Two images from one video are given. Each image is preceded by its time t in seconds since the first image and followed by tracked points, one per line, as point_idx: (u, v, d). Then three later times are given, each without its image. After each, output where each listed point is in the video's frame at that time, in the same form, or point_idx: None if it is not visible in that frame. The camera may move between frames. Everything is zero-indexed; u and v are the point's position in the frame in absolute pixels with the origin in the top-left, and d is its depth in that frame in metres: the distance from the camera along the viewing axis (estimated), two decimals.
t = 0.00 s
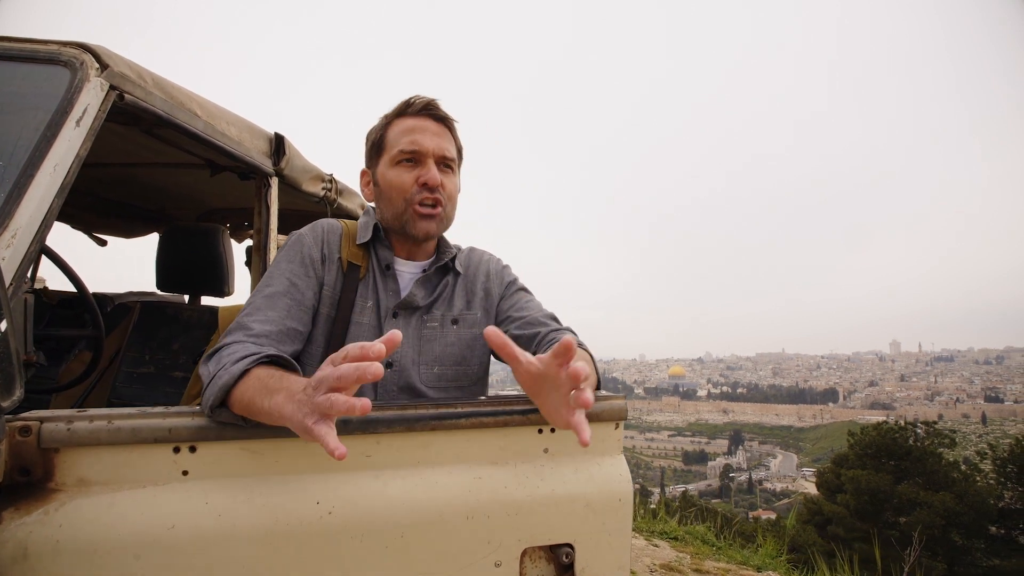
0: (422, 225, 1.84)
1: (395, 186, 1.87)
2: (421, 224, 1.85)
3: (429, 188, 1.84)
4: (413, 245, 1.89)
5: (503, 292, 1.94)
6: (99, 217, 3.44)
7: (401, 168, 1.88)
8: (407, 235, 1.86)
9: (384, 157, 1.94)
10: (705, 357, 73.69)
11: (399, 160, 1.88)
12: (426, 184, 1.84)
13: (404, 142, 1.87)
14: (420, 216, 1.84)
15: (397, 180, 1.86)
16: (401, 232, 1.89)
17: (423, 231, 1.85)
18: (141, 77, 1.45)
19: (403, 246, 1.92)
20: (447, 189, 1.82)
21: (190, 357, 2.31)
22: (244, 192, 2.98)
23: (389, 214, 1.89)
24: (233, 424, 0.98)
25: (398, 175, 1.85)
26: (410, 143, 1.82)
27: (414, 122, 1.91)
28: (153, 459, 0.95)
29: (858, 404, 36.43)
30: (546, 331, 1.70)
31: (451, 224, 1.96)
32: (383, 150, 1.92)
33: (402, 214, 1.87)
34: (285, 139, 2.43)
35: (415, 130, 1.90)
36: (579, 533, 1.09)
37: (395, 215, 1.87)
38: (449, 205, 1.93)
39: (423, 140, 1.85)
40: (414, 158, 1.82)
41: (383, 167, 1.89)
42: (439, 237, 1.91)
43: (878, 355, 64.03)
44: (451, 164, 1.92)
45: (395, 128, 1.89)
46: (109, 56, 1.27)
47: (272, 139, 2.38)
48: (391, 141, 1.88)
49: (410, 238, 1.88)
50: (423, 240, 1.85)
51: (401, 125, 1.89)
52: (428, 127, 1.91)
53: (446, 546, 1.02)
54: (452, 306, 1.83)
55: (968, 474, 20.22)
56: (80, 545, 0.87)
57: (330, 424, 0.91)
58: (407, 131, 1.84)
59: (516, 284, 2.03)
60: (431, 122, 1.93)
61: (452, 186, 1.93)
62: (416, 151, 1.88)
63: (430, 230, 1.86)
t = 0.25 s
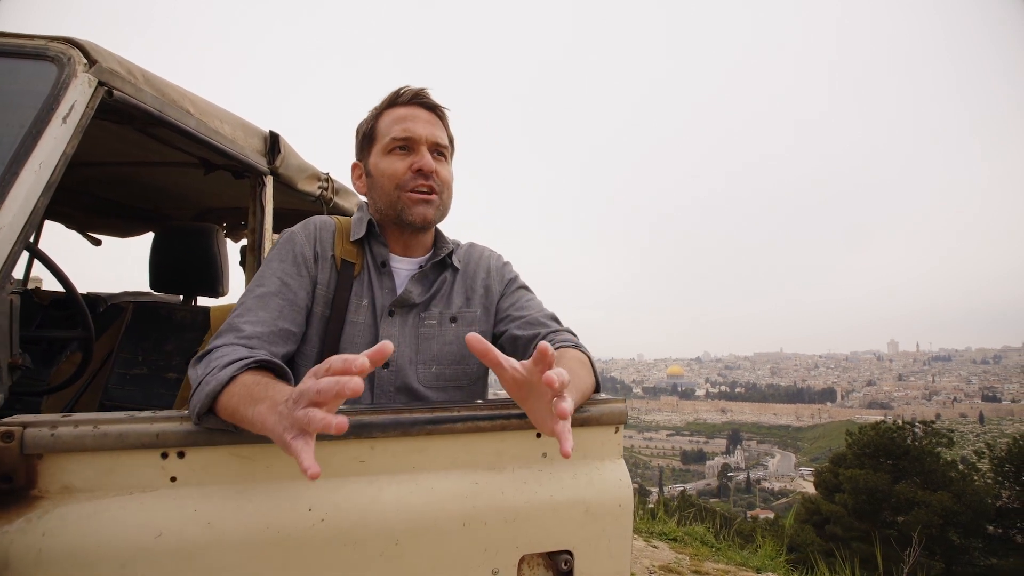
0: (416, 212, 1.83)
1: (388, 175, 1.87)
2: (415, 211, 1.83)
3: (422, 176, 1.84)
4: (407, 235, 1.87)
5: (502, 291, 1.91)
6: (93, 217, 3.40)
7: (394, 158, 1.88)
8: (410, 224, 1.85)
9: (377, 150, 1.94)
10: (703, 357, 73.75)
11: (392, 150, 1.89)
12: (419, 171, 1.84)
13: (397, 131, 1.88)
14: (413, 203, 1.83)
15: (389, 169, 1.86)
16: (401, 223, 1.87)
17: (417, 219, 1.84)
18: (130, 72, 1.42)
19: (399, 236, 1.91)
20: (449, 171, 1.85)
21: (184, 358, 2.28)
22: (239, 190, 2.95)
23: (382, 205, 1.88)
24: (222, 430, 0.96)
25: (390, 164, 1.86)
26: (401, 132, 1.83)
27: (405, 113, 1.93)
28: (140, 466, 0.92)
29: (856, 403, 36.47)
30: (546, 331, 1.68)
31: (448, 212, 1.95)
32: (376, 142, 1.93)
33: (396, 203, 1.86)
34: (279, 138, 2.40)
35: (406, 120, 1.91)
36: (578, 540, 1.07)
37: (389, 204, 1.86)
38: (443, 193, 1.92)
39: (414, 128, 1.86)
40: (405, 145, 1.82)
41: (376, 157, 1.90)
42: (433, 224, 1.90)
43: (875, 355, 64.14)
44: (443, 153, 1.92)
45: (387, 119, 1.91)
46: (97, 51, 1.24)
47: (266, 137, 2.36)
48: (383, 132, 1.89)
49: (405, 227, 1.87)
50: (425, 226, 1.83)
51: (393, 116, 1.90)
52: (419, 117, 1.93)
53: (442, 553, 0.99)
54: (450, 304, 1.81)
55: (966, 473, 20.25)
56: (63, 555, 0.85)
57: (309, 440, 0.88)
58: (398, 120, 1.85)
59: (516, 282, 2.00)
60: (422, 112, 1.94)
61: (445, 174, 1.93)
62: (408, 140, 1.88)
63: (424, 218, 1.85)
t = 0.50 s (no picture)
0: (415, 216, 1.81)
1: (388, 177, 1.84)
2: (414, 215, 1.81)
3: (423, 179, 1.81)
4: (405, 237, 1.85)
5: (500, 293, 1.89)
6: (86, 217, 3.36)
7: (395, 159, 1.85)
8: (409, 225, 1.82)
9: (377, 150, 1.91)
10: (702, 357, 73.79)
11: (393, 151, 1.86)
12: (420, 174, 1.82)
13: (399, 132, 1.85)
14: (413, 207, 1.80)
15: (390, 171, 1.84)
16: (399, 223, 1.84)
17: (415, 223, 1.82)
18: (118, 69, 1.39)
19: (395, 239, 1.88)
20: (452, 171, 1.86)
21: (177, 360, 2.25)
22: (234, 190, 2.92)
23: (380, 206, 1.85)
24: (208, 434, 0.94)
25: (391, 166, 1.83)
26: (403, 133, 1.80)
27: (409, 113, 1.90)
28: (125, 473, 0.89)
29: (854, 403, 36.51)
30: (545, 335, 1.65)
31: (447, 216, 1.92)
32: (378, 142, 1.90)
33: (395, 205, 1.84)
34: (273, 136, 2.38)
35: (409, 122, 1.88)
36: (577, 548, 1.04)
37: (388, 206, 1.83)
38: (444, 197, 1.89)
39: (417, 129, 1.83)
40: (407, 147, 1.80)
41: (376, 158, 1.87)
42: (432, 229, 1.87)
43: (873, 355, 64.23)
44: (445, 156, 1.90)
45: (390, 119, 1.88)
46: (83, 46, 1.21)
47: (260, 137, 2.33)
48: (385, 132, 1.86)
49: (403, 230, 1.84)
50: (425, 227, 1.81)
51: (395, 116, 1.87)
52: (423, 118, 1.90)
53: (437, 563, 0.96)
54: (448, 308, 1.78)
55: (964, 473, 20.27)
56: (43, 566, 0.81)
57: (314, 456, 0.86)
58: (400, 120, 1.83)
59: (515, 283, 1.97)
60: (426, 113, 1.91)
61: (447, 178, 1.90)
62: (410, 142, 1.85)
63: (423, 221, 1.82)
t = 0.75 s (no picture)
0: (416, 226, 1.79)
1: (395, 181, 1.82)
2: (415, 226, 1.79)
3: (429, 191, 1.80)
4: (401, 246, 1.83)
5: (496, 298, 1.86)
6: (79, 218, 3.33)
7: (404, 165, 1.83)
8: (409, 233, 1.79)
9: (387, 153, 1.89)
10: (700, 357, 73.83)
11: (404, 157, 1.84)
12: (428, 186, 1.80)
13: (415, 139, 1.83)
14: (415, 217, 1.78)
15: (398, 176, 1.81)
16: (399, 230, 1.82)
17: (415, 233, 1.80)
18: (110, 69, 1.38)
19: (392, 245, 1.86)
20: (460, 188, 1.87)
21: (171, 363, 2.22)
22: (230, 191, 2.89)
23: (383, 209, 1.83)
24: (204, 442, 0.91)
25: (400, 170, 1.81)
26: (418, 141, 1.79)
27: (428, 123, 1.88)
28: (113, 483, 0.87)
29: (852, 404, 36.55)
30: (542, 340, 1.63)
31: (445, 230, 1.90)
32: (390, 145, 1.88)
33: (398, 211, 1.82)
34: (268, 136, 2.36)
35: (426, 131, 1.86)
36: (576, 559, 1.02)
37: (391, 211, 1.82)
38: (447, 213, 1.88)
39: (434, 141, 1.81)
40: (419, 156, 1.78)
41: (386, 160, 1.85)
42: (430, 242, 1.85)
43: (871, 355, 64.33)
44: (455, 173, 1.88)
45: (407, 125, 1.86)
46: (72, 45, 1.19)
47: (255, 137, 2.30)
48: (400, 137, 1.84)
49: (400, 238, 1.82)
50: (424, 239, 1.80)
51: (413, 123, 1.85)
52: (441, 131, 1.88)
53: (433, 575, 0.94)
54: (445, 314, 1.77)
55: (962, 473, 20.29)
56: None
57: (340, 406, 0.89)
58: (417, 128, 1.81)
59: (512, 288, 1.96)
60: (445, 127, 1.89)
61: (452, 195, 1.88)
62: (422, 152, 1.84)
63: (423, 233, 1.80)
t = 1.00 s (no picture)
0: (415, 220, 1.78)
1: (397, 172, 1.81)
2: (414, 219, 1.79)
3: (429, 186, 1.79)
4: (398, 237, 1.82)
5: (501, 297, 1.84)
6: (75, 217, 3.30)
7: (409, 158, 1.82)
8: (405, 225, 1.78)
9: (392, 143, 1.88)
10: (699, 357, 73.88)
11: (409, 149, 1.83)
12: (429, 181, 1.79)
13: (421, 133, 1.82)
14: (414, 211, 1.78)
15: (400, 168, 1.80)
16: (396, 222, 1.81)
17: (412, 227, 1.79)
18: (102, 66, 1.35)
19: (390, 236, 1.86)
20: (462, 185, 1.85)
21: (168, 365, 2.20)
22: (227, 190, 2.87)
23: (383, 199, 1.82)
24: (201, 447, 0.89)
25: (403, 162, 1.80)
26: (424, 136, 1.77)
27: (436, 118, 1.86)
28: (103, 489, 0.85)
29: (850, 403, 36.59)
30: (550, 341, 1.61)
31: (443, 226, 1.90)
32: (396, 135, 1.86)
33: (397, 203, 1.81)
34: (265, 135, 2.34)
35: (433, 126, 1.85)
36: (577, 566, 1.01)
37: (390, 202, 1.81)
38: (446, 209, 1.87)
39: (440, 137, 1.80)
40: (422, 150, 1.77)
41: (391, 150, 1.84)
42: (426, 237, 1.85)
43: (870, 355, 64.42)
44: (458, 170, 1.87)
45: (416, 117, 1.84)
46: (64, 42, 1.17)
47: (252, 136, 2.28)
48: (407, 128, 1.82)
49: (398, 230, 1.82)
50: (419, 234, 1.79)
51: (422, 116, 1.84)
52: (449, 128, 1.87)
53: None
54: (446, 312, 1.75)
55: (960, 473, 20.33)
56: None
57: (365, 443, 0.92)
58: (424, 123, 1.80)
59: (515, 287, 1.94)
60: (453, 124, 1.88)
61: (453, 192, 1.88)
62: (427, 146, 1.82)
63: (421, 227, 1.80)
